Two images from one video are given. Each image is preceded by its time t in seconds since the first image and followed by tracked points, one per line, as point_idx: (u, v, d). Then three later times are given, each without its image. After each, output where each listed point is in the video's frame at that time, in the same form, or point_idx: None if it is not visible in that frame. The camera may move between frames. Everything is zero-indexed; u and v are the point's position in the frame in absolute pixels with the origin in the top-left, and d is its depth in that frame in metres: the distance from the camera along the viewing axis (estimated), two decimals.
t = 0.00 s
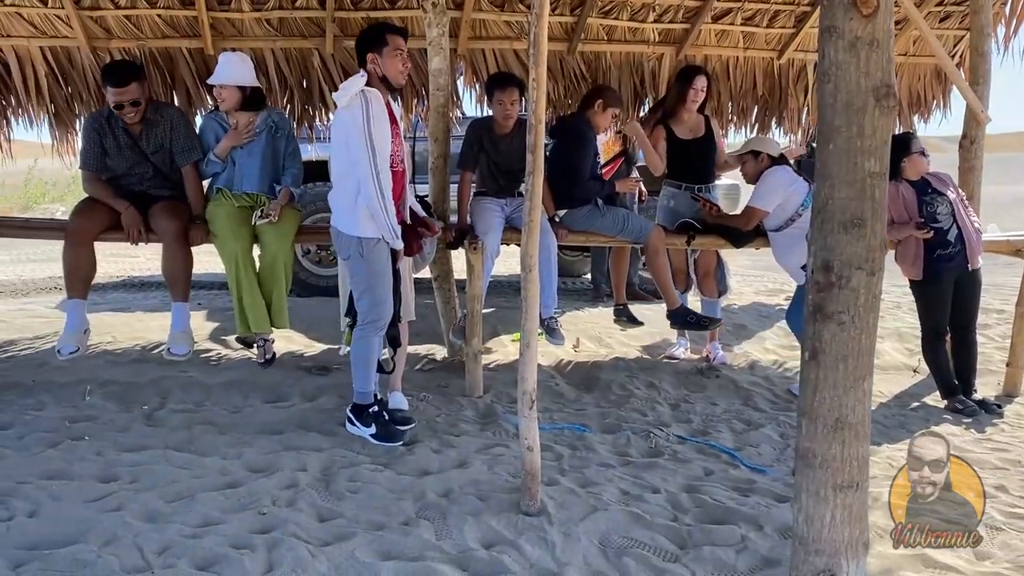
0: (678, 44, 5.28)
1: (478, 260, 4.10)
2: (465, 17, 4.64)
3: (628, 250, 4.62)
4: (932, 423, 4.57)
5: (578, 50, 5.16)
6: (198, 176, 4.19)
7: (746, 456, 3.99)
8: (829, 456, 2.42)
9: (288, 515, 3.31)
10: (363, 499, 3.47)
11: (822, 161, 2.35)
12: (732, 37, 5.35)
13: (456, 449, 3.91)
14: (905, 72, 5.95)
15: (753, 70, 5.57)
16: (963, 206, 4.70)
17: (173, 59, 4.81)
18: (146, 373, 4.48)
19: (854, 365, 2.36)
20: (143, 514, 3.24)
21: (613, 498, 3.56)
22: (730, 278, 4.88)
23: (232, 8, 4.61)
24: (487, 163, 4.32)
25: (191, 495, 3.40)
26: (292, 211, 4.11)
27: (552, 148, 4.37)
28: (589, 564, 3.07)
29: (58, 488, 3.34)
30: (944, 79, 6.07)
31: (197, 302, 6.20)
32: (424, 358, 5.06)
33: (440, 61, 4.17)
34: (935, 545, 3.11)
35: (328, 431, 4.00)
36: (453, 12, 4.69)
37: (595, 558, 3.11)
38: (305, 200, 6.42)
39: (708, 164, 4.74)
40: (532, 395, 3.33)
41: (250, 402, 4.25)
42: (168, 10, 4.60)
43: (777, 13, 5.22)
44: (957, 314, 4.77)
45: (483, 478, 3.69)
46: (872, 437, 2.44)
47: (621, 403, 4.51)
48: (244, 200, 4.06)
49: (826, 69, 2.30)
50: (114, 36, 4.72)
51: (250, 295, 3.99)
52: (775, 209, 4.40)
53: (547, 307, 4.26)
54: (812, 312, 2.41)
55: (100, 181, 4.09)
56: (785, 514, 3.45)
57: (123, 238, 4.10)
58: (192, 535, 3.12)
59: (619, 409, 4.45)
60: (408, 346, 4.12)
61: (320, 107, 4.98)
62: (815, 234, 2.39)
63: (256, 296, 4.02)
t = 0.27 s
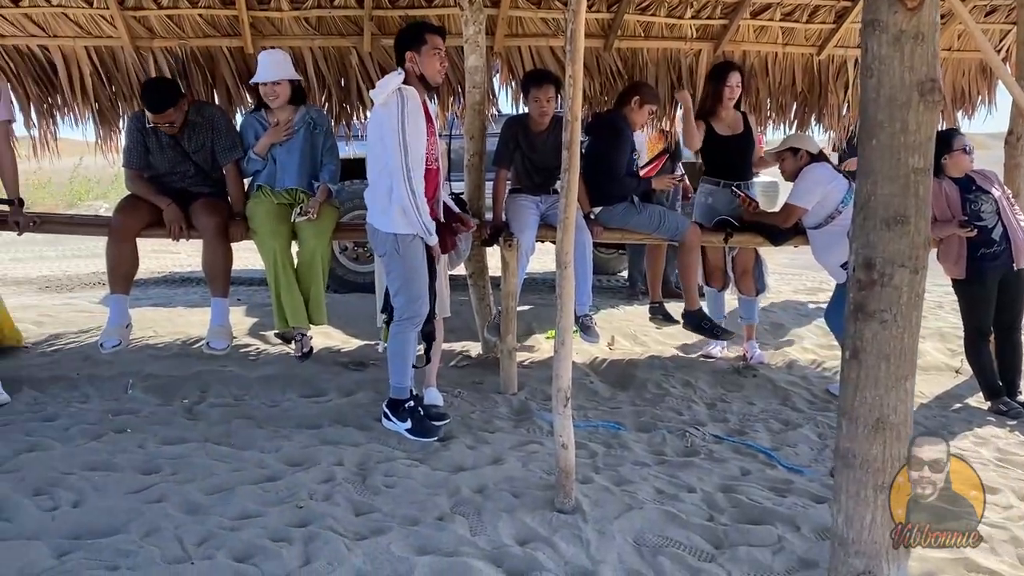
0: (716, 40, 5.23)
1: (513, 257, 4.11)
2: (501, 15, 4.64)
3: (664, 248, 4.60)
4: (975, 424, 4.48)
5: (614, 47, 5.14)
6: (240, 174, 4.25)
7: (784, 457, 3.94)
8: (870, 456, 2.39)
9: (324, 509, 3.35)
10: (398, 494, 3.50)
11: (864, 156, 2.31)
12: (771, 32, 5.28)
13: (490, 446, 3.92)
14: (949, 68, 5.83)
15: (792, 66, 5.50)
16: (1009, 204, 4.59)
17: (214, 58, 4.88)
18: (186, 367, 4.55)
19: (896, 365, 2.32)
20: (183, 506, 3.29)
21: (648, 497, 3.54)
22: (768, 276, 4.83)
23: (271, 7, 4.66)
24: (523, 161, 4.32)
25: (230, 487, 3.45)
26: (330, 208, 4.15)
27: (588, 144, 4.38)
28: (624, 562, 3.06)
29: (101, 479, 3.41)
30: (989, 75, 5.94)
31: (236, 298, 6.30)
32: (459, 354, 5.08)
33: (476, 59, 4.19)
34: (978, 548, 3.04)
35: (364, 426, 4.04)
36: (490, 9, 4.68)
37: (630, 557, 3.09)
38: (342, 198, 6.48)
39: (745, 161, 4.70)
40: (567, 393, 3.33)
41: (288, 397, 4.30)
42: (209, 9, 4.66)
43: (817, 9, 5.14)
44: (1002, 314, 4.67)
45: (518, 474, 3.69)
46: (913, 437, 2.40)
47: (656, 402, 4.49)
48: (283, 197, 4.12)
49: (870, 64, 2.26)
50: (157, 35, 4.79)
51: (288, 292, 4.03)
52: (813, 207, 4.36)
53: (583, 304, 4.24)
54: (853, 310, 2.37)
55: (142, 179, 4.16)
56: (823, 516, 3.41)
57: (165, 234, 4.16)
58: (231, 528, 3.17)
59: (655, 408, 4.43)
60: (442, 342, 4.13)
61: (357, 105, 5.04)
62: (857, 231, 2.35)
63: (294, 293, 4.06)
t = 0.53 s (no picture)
0: (757, 36, 5.16)
1: (549, 254, 4.09)
2: (539, 12, 4.61)
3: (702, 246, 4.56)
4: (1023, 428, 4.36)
5: (653, 43, 5.09)
6: (281, 170, 4.32)
7: (824, 458, 3.88)
8: (915, 458, 2.34)
9: (361, 504, 3.37)
10: (434, 490, 3.51)
11: (909, 153, 2.26)
12: (813, 28, 5.19)
13: (526, 444, 3.92)
14: (997, 62, 5.69)
15: (834, 62, 5.42)
16: None
17: (255, 57, 4.95)
18: (227, 362, 4.62)
19: (942, 366, 2.27)
20: (223, 499, 3.34)
21: (685, 497, 3.51)
22: (810, 275, 4.76)
23: (311, 6, 4.69)
24: (559, 158, 4.31)
25: (269, 481, 3.50)
26: (367, 205, 4.20)
27: (625, 142, 4.38)
28: (660, 562, 3.03)
29: (144, 471, 3.48)
30: None
31: (276, 294, 6.37)
32: (495, 352, 5.09)
33: (513, 57, 4.18)
34: None
35: (401, 422, 4.06)
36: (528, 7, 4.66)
37: (666, 557, 3.07)
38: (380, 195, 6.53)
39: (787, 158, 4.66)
40: (603, 391, 3.32)
41: (326, 392, 4.34)
42: (250, 9, 4.70)
43: (861, 4, 5.02)
44: None
45: (554, 472, 3.69)
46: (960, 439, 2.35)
47: (693, 402, 4.45)
48: (323, 194, 4.17)
49: (916, 59, 2.21)
50: (199, 35, 4.86)
51: (327, 288, 4.10)
52: (855, 205, 4.28)
53: (620, 303, 4.23)
54: (897, 310, 2.32)
55: (183, 178, 4.22)
56: (864, 519, 3.35)
57: (206, 231, 4.21)
58: (270, 521, 3.22)
59: (692, 408, 4.39)
60: (479, 339, 4.13)
61: (395, 104, 5.10)
62: (901, 229, 2.31)
63: (332, 289, 4.10)
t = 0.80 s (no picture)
0: (800, 31, 5.09)
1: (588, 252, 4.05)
2: (580, 9, 4.60)
3: (744, 245, 4.54)
4: None
5: (693, 40, 5.06)
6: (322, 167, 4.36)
7: (868, 460, 3.81)
8: (969, 461, 2.27)
9: (401, 499, 3.38)
10: (473, 487, 3.51)
11: (965, 147, 2.20)
12: (858, 23, 5.11)
13: (565, 442, 3.90)
14: None
15: (880, 58, 5.31)
16: None
17: (297, 56, 5.00)
18: (268, 358, 4.67)
19: (999, 366, 2.21)
20: (265, 493, 3.38)
21: (726, 498, 3.46)
22: (854, 275, 4.67)
23: (353, 4, 4.74)
24: (599, 155, 4.29)
25: (310, 475, 3.52)
26: (406, 200, 4.23)
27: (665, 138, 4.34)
28: (700, 562, 3.00)
29: (187, 464, 3.52)
30: None
31: (315, 290, 6.43)
32: (533, 350, 5.08)
33: (554, 53, 4.18)
34: None
35: (440, 419, 4.07)
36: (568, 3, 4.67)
37: (707, 557, 3.03)
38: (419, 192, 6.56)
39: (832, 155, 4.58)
40: (643, 390, 3.29)
41: (365, 388, 4.36)
42: (293, 8, 4.77)
43: None
44: None
45: (592, 471, 3.66)
46: (1015, 441, 2.28)
47: (734, 402, 4.40)
48: (363, 190, 4.20)
49: (973, 51, 2.16)
50: (242, 33, 4.92)
51: (368, 284, 4.12)
52: (900, 204, 4.19)
53: (660, 302, 4.19)
54: (951, 309, 2.27)
55: (227, 176, 4.27)
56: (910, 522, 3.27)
57: (248, 230, 4.26)
58: (310, 515, 3.24)
59: (733, 408, 4.34)
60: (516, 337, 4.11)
61: (435, 102, 5.10)
62: (957, 226, 2.25)
63: (372, 286, 4.13)
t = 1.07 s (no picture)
0: (846, 27, 5.05)
1: (629, 250, 4.07)
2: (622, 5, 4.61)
3: (787, 245, 4.51)
4: None
5: (736, 36, 5.05)
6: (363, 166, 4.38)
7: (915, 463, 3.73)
8: None
9: (442, 495, 3.39)
10: (514, 485, 3.51)
11: None
12: (906, 19, 5.03)
13: (605, 441, 3.88)
14: None
15: (928, 54, 5.22)
16: None
17: (339, 54, 5.05)
18: (310, 353, 4.71)
19: None
20: (308, 487, 3.40)
21: (769, 499, 3.42)
22: (899, 275, 4.60)
23: (395, 2, 4.77)
24: (640, 153, 4.27)
25: (352, 470, 3.55)
26: (446, 196, 4.23)
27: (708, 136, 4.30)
28: (743, 564, 2.96)
29: (232, 457, 3.57)
30: None
31: (355, 288, 6.48)
32: (572, 348, 5.06)
33: (595, 50, 4.19)
34: None
35: (480, 416, 4.07)
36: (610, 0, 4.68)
37: (750, 559, 3.00)
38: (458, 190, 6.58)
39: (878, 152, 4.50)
40: (687, 389, 3.26)
41: (405, 384, 4.38)
42: (336, 7, 4.81)
43: None
44: None
45: (634, 470, 3.64)
46: None
47: (776, 403, 4.34)
48: (403, 188, 4.21)
49: None
50: (286, 32, 4.98)
51: (408, 284, 4.14)
52: (948, 203, 4.11)
53: (702, 302, 4.20)
54: (1014, 308, 2.22)
55: (271, 176, 4.30)
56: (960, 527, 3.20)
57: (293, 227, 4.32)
58: (353, 510, 3.26)
59: (775, 408, 4.29)
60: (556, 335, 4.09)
61: (475, 100, 5.11)
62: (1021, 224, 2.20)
63: (412, 285, 4.15)
